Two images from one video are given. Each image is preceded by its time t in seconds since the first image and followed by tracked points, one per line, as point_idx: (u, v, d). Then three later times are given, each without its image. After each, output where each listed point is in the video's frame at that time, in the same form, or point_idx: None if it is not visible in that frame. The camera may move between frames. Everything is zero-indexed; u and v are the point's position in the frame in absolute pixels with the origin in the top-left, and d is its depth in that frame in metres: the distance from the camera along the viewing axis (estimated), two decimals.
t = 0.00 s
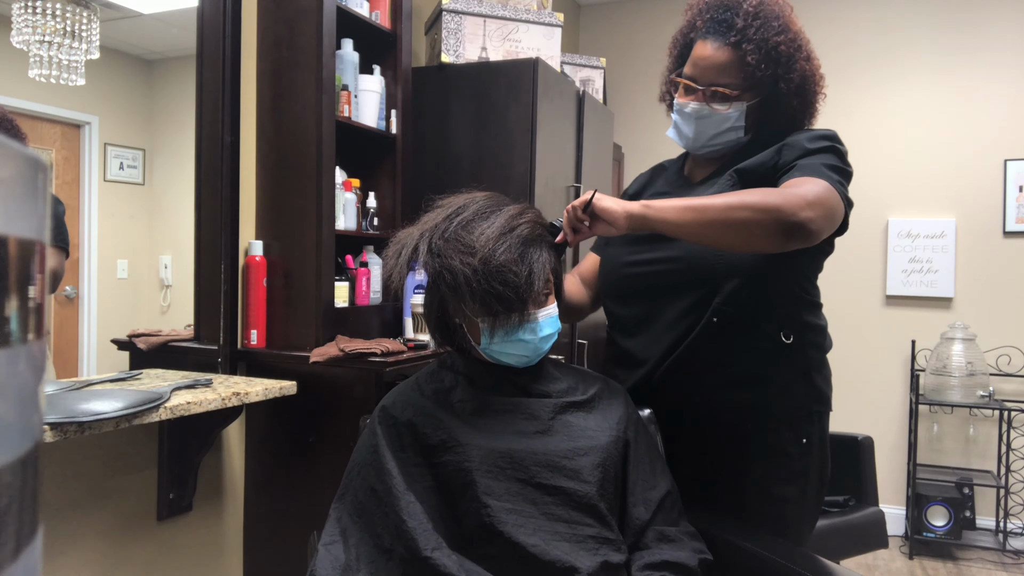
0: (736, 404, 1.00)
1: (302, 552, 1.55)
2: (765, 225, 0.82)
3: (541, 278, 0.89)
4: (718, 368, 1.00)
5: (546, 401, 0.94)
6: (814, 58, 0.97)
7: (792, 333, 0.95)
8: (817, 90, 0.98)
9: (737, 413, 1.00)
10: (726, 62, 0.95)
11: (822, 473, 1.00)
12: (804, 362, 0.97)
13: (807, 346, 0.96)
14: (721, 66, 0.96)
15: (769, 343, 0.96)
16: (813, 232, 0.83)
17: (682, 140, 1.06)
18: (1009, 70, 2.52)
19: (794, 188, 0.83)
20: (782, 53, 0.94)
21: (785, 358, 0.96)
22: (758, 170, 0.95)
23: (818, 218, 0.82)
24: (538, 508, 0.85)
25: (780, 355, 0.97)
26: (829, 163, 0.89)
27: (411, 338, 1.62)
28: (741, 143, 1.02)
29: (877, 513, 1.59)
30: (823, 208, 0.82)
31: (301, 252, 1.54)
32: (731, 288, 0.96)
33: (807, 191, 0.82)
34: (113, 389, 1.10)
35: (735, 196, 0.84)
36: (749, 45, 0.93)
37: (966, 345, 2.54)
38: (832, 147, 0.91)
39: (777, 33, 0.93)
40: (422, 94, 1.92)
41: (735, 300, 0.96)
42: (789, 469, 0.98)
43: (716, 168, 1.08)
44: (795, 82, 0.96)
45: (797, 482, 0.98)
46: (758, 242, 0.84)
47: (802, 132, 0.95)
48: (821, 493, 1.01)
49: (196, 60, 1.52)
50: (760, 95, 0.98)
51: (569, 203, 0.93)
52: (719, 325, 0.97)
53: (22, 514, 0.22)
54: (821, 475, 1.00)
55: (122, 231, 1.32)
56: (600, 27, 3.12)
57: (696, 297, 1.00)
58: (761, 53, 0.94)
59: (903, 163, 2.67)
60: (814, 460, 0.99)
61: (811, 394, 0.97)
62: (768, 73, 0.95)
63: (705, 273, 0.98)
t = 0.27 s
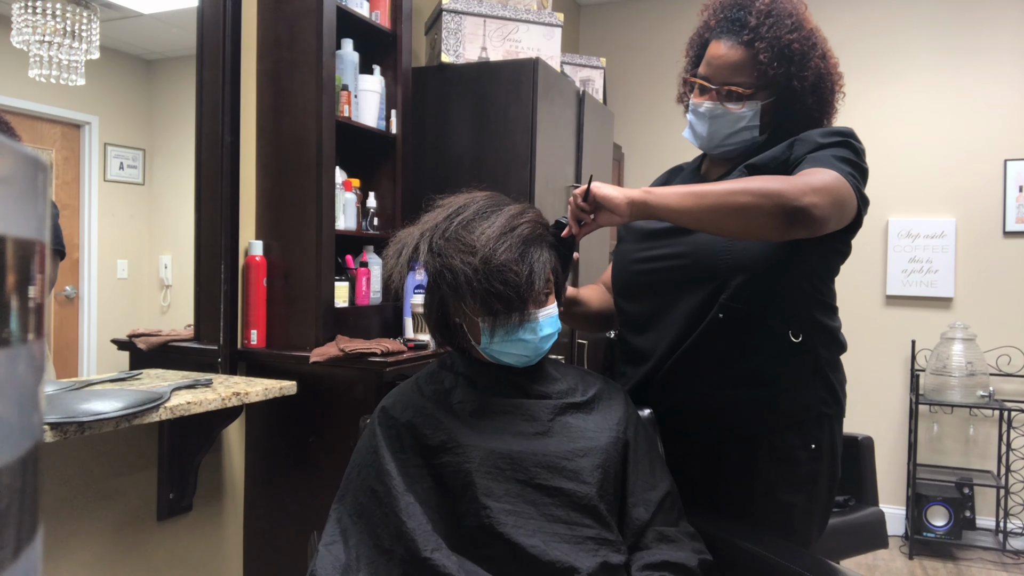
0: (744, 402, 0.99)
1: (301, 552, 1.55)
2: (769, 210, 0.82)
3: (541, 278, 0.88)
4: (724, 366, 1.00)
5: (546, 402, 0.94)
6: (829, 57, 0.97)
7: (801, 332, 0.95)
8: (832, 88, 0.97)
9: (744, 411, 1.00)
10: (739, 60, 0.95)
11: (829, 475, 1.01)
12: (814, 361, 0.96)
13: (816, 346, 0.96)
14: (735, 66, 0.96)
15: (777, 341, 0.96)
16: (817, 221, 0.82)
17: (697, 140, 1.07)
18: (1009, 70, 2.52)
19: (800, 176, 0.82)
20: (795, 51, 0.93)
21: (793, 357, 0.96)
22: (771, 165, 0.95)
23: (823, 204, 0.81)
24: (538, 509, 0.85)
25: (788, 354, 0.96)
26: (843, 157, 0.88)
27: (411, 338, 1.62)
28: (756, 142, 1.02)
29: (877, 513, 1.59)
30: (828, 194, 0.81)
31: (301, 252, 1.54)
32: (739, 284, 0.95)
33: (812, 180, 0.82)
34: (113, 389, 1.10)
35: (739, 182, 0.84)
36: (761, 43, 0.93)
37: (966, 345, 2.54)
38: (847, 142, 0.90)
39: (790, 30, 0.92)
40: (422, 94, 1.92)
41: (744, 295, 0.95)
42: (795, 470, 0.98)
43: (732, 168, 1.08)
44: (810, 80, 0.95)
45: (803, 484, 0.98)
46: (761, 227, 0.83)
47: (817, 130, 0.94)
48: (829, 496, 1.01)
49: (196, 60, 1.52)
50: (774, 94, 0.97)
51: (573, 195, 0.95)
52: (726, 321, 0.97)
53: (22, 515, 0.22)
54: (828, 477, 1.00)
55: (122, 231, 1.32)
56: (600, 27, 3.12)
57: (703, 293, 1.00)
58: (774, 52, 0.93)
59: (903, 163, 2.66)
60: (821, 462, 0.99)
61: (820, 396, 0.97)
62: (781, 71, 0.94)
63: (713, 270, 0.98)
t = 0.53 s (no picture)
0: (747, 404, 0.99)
1: (301, 552, 1.55)
2: (772, 202, 0.81)
3: (534, 280, 0.88)
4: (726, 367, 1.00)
5: (544, 403, 0.94)
6: (840, 57, 0.96)
7: (805, 334, 0.94)
8: (844, 88, 0.97)
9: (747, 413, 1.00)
10: (749, 60, 0.95)
11: (833, 478, 1.00)
12: (818, 363, 0.96)
13: (821, 348, 0.95)
14: (744, 65, 0.96)
15: (782, 343, 0.95)
16: (821, 215, 0.80)
17: (708, 141, 1.07)
18: (1009, 70, 2.52)
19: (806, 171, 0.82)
20: (805, 50, 0.93)
21: (797, 359, 0.96)
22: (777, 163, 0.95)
23: (829, 198, 0.80)
24: (535, 510, 0.85)
25: (792, 356, 0.96)
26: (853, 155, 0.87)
27: (411, 338, 1.62)
28: (765, 142, 1.01)
29: (877, 513, 1.59)
30: (835, 188, 0.80)
31: (301, 252, 1.54)
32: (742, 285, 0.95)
33: (818, 175, 0.81)
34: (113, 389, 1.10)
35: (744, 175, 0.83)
36: (770, 42, 0.93)
37: (966, 345, 2.54)
38: (857, 141, 0.89)
39: (800, 30, 0.92)
40: (422, 94, 1.92)
41: (748, 296, 0.95)
42: (797, 473, 0.98)
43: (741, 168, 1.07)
44: (820, 80, 0.95)
45: (805, 487, 0.98)
46: (764, 219, 0.82)
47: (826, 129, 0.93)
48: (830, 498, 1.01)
49: (196, 60, 1.52)
50: (784, 94, 0.97)
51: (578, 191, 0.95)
52: (729, 321, 0.97)
53: (22, 514, 0.22)
54: (832, 481, 1.00)
55: (122, 231, 1.32)
56: (599, 27, 3.12)
57: (708, 294, 1.00)
58: (784, 52, 0.93)
59: (904, 163, 2.66)
60: (825, 465, 0.98)
61: (823, 398, 0.97)
62: (791, 71, 0.94)
63: (717, 270, 0.98)
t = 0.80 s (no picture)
0: (747, 405, 0.99)
1: (301, 552, 1.55)
2: (808, 238, 0.81)
3: (538, 278, 0.88)
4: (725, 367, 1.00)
5: (545, 403, 0.94)
6: (841, 56, 0.96)
7: (805, 336, 0.94)
8: (844, 88, 0.96)
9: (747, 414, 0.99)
10: (750, 60, 0.95)
11: (833, 480, 1.00)
12: (820, 364, 0.96)
13: (822, 350, 0.95)
14: (745, 66, 0.96)
15: (783, 345, 0.95)
16: (851, 235, 0.82)
17: (709, 140, 1.07)
18: (1008, 70, 2.52)
19: (827, 199, 0.81)
20: (806, 51, 0.93)
21: (797, 361, 0.95)
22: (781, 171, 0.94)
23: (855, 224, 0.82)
24: (536, 510, 0.85)
25: (793, 357, 0.95)
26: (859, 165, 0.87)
27: (411, 338, 1.62)
28: (768, 143, 1.01)
29: (877, 513, 1.59)
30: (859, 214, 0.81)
31: (301, 252, 1.54)
32: (744, 287, 0.95)
33: (839, 198, 0.81)
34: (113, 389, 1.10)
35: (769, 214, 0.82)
36: (771, 43, 0.92)
37: (966, 345, 2.54)
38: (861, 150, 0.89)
39: (800, 30, 0.92)
40: (422, 94, 1.92)
41: (748, 296, 0.95)
42: (796, 474, 0.98)
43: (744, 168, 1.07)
44: (821, 79, 0.94)
45: (804, 488, 0.98)
46: (802, 254, 0.82)
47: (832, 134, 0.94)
48: (832, 499, 1.01)
49: (196, 60, 1.52)
50: (785, 94, 0.97)
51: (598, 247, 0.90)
52: (729, 323, 0.97)
53: (22, 514, 0.22)
54: (831, 482, 1.00)
55: (122, 231, 1.32)
56: (599, 27, 3.12)
57: (706, 293, 1.00)
58: (784, 52, 0.93)
59: (903, 163, 2.66)
60: (824, 467, 0.98)
61: (825, 401, 0.96)
62: (792, 71, 0.94)
63: (717, 272, 0.98)
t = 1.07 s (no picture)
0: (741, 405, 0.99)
1: (301, 551, 1.55)
2: (756, 268, 0.84)
3: (539, 277, 0.88)
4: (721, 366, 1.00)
5: (545, 402, 0.94)
6: (837, 55, 0.95)
7: (796, 337, 0.95)
8: (841, 86, 0.96)
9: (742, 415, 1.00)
10: (744, 58, 0.96)
11: (827, 479, 1.00)
12: (813, 364, 0.96)
13: (814, 350, 0.96)
14: (740, 64, 0.97)
15: (775, 346, 0.96)
16: (804, 274, 0.85)
17: (708, 140, 1.07)
18: (1008, 70, 2.52)
19: (785, 229, 0.84)
20: (799, 48, 0.93)
21: (792, 362, 0.96)
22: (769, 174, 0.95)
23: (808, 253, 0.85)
24: (536, 509, 0.85)
25: (786, 358, 0.96)
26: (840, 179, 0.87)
27: (411, 338, 1.62)
28: (764, 141, 1.01)
29: (877, 513, 1.59)
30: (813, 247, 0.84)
31: (301, 252, 1.54)
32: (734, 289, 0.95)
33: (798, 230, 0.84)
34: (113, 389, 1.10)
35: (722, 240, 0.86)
36: (764, 40, 0.93)
37: (966, 345, 2.54)
38: (846, 157, 0.89)
39: (793, 27, 0.92)
40: (422, 94, 1.92)
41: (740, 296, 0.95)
42: (793, 473, 0.98)
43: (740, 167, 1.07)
44: (815, 77, 0.94)
45: (801, 487, 0.98)
46: (750, 282, 0.86)
47: (823, 137, 0.93)
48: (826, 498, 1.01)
49: (196, 60, 1.52)
50: (781, 92, 0.97)
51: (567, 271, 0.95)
52: (720, 325, 0.97)
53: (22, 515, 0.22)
54: (825, 480, 1.00)
55: (122, 230, 1.32)
56: (600, 27, 3.12)
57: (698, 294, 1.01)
58: (778, 50, 0.93)
59: (903, 163, 2.66)
60: (819, 465, 0.99)
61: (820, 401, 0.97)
62: (785, 69, 0.94)
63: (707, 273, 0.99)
